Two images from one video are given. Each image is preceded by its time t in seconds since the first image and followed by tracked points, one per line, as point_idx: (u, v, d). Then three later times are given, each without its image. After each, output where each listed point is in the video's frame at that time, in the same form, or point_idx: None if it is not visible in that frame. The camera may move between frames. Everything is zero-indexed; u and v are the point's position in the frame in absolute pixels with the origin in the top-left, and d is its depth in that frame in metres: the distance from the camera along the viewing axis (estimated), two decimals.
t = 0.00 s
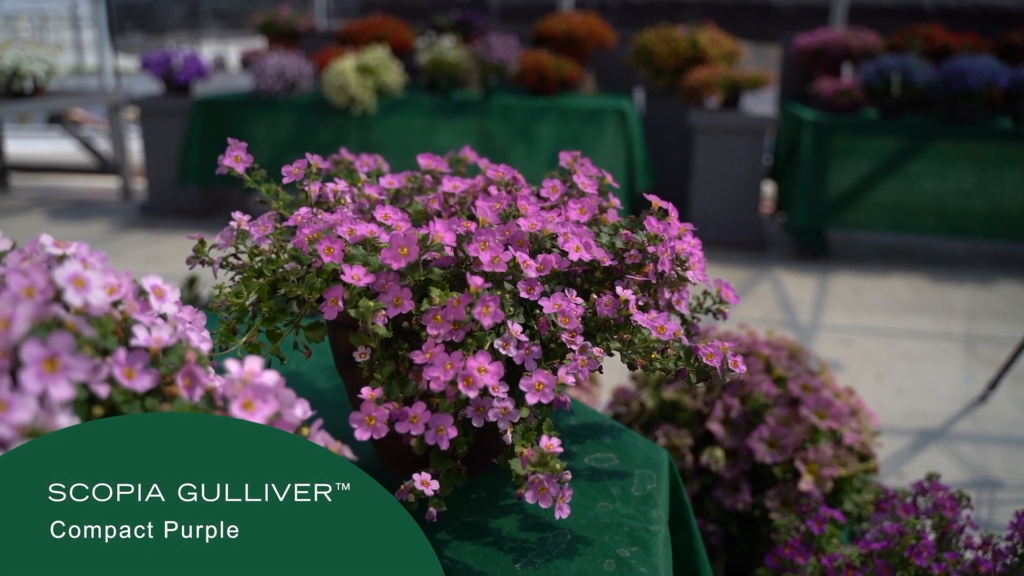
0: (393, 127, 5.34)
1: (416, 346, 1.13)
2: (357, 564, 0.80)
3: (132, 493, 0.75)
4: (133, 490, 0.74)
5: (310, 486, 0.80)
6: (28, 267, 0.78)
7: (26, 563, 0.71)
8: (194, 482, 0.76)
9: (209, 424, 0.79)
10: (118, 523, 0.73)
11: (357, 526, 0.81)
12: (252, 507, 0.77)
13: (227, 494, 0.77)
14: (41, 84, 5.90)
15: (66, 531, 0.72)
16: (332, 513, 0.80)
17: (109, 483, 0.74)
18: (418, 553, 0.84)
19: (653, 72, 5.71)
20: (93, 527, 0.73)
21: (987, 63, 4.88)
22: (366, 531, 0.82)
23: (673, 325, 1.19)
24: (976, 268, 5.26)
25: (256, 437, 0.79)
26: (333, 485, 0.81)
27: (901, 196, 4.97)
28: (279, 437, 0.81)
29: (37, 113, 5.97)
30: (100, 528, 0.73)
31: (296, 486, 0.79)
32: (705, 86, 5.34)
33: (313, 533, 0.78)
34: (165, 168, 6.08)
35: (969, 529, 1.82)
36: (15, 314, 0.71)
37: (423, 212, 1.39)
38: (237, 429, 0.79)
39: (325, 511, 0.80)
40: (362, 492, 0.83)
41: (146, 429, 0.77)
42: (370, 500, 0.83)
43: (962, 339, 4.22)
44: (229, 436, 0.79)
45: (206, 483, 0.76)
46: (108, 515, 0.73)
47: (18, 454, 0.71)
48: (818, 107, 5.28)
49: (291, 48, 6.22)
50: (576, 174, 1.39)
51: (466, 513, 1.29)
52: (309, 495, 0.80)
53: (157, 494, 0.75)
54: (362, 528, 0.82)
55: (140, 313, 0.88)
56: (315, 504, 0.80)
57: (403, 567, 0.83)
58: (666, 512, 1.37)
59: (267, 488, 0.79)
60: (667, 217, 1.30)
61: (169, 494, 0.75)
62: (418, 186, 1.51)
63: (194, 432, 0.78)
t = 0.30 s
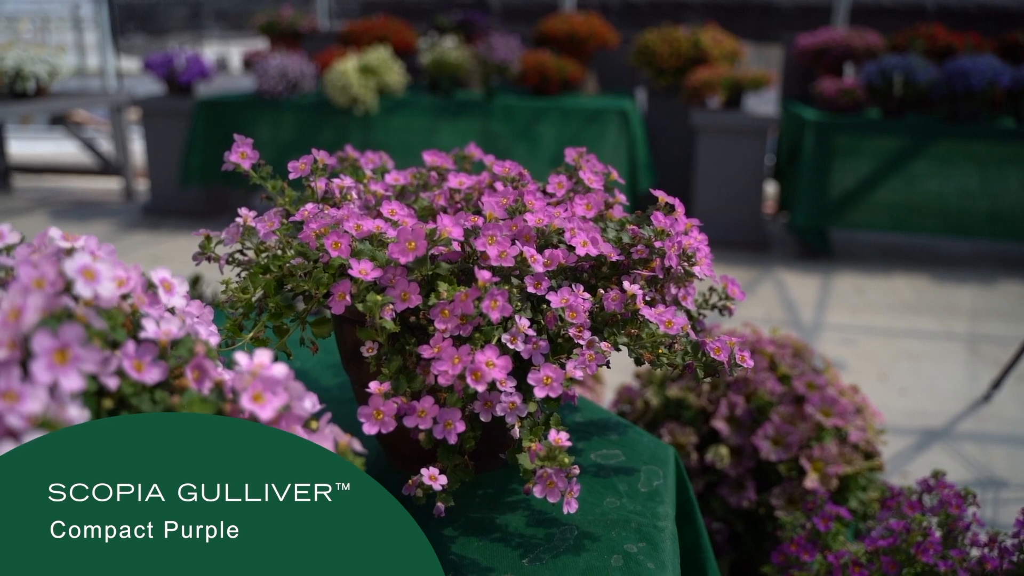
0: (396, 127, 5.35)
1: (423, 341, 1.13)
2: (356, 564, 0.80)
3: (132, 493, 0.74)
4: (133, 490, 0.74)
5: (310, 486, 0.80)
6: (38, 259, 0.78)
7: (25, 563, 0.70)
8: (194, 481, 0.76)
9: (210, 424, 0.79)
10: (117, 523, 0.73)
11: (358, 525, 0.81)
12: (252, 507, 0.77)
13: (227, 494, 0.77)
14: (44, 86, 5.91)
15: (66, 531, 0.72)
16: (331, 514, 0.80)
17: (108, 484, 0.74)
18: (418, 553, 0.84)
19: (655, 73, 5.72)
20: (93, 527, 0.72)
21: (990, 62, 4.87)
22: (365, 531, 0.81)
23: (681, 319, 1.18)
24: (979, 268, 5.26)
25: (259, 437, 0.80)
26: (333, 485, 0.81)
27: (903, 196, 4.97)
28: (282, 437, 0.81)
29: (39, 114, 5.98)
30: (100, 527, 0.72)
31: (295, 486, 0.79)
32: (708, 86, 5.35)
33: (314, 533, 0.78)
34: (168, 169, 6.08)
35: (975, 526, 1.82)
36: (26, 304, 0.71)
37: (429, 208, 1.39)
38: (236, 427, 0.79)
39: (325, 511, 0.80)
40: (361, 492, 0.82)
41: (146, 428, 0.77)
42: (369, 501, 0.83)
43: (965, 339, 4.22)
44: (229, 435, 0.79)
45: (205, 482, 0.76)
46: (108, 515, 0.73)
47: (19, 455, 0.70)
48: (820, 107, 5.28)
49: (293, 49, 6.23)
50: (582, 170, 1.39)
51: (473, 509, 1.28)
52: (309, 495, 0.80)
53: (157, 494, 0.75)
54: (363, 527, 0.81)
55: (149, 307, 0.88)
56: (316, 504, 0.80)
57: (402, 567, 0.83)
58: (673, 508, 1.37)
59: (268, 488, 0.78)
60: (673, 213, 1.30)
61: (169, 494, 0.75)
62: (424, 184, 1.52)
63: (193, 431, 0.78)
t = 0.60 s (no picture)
0: (399, 128, 5.36)
1: (432, 336, 1.12)
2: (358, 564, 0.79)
3: (131, 494, 0.74)
4: (133, 490, 0.73)
5: (310, 486, 0.79)
6: (50, 252, 0.79)
7: (25, 562, 0.70)
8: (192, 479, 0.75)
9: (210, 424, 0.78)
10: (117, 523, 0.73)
11: (356, 526, 0.80)
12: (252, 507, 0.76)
13: (227, 494, 0.76)
14: (47, 87, 5.91)
15: (66, 531, 0.71)
16: (331, 514, 0.79)
17: (109, 483, 0.73)
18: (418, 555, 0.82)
19: (657, 73, 5.72)
20: (93, 527, 0.72)
21: (993, 62, 4.87)
22: (367, 532, 0.80)
23: (690, 314, 1.18)
24: (982, 268, 5.25)
25: (257, 438, 0.79)
26: (333, 485, 0.80)
27: (907, 196, 4.97)
28: (281, 437, 0.79)
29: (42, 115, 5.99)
30: (100, 527, 0.72)
31: (295, 486, 0.78)
32: (711, 86, 5.35)
33: (310, 534, 0.77)
34: (171, 170, 6.08)
35: (982, 524, 1.81)
36: (39, 296, 0.71)
37: (436, 204, 1.38)
38: (238, 428, 0.78)
39: (325, 511, 0.79)
40: (362, 491, 0.81)
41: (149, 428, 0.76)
42: (370, 501, 0.81)
43: (968, 339, 4.21)
44: (230, 435, 0.78)
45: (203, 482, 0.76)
46: (109, 515, 0.73)
47: (20, 453, 0.70)
48: (823, 107, 5.27)
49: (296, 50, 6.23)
50: (590, 166, 1.39)
51: (481, 505, 1.28)
52: (309, 495, 0.79)
53: (157, 494, 0.74)
54: (360, 527, 0.80)
55: (160, 300, 0.88)
56: (315, 504, 0.79)
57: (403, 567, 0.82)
58: (680, 504, 1.37)
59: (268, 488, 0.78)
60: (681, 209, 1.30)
61: (169, 493, 0.74)
62: (431, 180, 1.51)
63: (194, 431, 0.77)
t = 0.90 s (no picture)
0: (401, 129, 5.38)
1: (441, 332, 1.13)
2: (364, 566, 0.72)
3: (131, 494, 0.61)
4: (133, 489, 0.61)
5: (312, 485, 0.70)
6: (63, 245, 0.79)
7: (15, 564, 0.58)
8: (198, 477, 0.62)
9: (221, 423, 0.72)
10: (116, 523, 0.60)
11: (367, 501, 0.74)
12: (251, 507, 0.63)
13: (229, 494, 0.63)
14: (51, 88, 5.93)
15: (66, 532, 0.60)
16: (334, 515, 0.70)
17: (107, 481, 0.61)
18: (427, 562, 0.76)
19: (660, 74, 5.72)
20: (94, 527, 0.60)
21: (996, 63, 4.86)
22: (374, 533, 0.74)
23: (699, 311, 1.18)
24: (985, 268, 5.25)
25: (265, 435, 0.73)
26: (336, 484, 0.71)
27: (910, 197, 4.96)
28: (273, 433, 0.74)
29: (46, 117, 6.00)
30: (99, 528, 0.60)
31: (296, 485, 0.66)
32: (713, 87, 5.34)
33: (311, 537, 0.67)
34: (174, 171, 6.10)
35: (989, 522, 1.80)
36: (53, 287, 0.71)
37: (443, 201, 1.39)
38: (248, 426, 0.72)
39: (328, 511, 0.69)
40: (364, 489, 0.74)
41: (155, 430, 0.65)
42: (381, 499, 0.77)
43: (972, 340, 4.21)
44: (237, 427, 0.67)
45: (205, 483, 0.62)
46: (107, 516, 0.60)
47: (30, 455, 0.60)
48: (826, 108, 5.27)
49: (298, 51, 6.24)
50: (596, 163, 1.39)
51: (489, 502, 1.28)
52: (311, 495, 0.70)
53: (159, 493, 0.61)
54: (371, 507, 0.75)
55: (170, 294, 0.88)
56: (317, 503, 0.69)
57: None
58: (688, 501, 1.37)
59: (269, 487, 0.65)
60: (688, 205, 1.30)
61: (171, 492, 0.62)
62: (438, 178, 1.51)
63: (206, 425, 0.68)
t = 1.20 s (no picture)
0: (403, 129, 5.38)
1: (450, 326, 1.13)
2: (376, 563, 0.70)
3: (146, 486, 0.61)
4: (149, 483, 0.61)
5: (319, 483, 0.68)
6: (76, 235, 0.79)
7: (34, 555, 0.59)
8: (212, 466, 0.59)
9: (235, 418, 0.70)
10: (127, 515, 0.60)
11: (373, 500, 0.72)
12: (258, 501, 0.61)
13: (241, 487, 0.60)
14: (53, 90, 5.93)
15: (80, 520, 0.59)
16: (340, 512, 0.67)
17: (125, 472, 0.62)
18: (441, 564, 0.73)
19: (662, 75, 5.73)
20: (109, 517, 0.60)
21: (999, 63, 4.85)
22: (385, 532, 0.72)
23: (707, 305, 1.18)
24: (987, 269, 5.25)
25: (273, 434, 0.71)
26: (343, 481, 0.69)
27: (913, 197, 4.97)
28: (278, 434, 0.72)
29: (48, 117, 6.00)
30: (115, 519, 0.60)
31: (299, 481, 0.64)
32: (716, 87, 5.34)
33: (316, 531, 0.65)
34: (176, 172, 6.10)
35: (996, 520, 1.78)
36: (66, 277, 0.72)
37: (450, 197, 1.39)
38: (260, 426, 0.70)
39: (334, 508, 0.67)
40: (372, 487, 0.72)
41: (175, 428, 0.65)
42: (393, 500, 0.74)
43: (975, 340, 4.20)
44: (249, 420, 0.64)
45: (219, 475, 0.58)
46: (121, 506, 0.60)
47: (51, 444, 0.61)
48: (828, 108, 5.27)
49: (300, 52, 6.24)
50: (604, 158, 1.39)
51: (496, 497, 1.28)
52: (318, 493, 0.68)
53: (172, 485, 0.60)
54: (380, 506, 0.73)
55: (181, 286, 0.89)
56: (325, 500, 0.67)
57: None
58: (695, 496, 1.37)
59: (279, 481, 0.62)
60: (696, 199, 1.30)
61: (184, 484, 0.60)
62: (444, 174, 1.51)
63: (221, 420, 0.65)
